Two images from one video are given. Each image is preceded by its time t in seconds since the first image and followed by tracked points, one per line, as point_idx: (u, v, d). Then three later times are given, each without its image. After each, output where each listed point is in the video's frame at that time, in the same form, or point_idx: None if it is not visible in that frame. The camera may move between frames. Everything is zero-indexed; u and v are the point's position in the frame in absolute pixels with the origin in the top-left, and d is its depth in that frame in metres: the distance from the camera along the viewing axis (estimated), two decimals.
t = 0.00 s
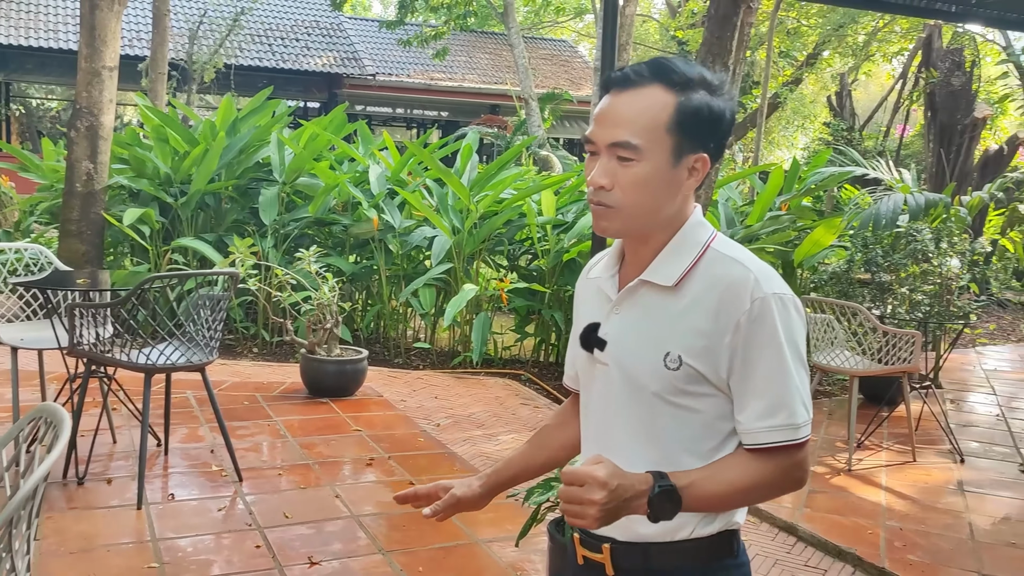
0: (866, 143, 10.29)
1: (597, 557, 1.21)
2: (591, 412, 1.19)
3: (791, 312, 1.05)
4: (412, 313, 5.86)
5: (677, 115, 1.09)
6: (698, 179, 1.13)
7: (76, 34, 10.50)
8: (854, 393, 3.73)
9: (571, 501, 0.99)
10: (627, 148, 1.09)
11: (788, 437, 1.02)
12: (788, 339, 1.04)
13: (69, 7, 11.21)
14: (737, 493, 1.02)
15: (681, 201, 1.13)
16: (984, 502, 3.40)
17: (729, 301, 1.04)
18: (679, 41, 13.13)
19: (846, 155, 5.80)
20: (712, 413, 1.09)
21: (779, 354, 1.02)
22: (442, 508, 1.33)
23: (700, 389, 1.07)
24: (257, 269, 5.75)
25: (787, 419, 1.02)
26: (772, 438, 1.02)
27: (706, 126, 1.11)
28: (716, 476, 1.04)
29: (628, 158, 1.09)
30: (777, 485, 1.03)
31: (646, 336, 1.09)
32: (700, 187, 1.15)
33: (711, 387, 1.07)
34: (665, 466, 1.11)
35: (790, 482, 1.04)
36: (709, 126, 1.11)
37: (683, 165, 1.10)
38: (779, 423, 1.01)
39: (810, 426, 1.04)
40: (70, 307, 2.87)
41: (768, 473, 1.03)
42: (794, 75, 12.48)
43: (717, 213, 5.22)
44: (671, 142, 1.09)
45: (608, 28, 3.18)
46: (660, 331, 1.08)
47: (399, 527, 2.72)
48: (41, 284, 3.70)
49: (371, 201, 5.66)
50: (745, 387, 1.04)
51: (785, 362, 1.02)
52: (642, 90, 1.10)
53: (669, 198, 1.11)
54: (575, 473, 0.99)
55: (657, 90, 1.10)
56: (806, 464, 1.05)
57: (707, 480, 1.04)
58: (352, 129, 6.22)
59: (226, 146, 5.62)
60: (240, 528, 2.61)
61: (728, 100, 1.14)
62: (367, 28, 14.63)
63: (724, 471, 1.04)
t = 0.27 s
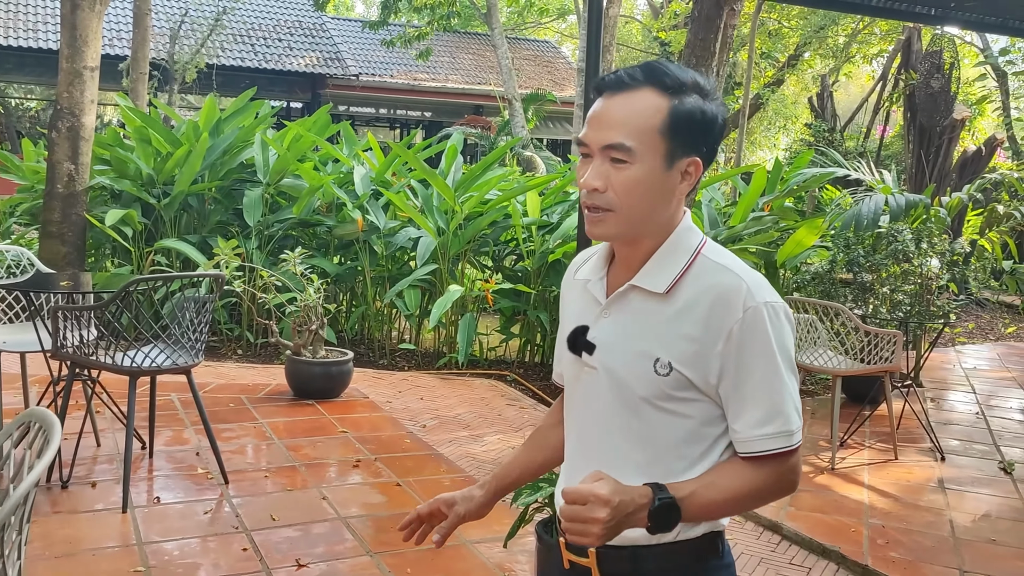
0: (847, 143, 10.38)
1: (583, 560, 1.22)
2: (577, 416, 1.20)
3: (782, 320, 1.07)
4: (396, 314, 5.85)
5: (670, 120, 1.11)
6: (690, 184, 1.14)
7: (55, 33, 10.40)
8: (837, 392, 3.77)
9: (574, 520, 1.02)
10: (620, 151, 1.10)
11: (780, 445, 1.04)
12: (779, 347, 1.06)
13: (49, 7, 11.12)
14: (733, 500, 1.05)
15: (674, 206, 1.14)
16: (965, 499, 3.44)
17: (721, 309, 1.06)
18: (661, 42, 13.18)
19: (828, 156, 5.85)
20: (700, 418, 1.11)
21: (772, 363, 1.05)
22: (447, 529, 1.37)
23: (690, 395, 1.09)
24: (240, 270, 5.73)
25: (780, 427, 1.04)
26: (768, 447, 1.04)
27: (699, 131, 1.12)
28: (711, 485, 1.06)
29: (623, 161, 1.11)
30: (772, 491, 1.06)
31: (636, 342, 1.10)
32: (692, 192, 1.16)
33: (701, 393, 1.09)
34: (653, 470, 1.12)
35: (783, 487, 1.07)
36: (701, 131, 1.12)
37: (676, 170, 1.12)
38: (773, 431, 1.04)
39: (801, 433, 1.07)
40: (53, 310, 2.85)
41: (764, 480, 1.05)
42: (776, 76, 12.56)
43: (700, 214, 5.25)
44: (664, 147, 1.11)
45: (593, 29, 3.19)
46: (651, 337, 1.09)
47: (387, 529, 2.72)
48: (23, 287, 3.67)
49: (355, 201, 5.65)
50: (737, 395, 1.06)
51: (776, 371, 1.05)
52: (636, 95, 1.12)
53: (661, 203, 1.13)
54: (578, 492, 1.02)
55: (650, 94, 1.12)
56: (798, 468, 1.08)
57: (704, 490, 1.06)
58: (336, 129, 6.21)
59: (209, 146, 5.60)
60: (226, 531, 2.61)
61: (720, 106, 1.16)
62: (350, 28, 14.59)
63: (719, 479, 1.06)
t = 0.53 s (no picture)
0: (833, 144, 10.44)
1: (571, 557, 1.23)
2: (572, 414, 1.20)
3: (780, 326, 1.08)
4: (385, 314, 5.85)
5: (668, 121, 1.11)
6: (689, 184, 1.15)
7: (40, 33, 10.34)
8: (824, 392, 3.79)
9: (570, 520, 1.02)
10: (619, 153, 1.11)
11: (775, 451, 1.05)
12: (777, 353, 1.07)
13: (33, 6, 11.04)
14: (726, 505, 1.06)
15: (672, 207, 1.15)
16: (951, 497, 3.47)
17: (720, 313, 1.07)
18: (648, 42, 13.22)
19: (815, 156, 5.89)
20: (695, 421, 1.12)
21: (770, 367, 1.06)
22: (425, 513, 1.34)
23: (687, 397, 1.10)
24: (228, 270, 5.71)
25: (776, 434, 1.05)
26: (764, 453, 1.05)
27: (697, 131, 1.13)
28: (706, 489, 1.07)
29: (621, 164, 1.11)
30: (765, 496, 1.07)
31: (635, 342, 1.11)
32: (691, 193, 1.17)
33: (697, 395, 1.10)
34: (648, 470, 1.13)
35: (776, 492, 1.08)
36: (700, 132, 1.13)
37: (675, 172, 1.13)
38: (768, 438, 1.05)
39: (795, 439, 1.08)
40: (41, 310, 2.83)
41: (758, 485, 1.06)
42: (763, 77, 12.62)
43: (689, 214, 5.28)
44: (662, 149, 1.11)
45: (582, 30, 3.20)
46: (650, 338, 1.10)
47: (377, 530, 2.72)
48: (9, 287, 3.64)
49: (344, 202, 5.64)
50: (735, 398, 1.07)
51: (774, 377, 1.06)
52: (634, 97, 1.12)
53: (660, 204, 1.14)
54: (575, 491, 1.02)
55: (647, 96, 1.12)
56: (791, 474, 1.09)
57: (699, 494, 1.07)
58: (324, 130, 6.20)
59: (196, 146, 5.57)
60: (216, 532, 2.60)
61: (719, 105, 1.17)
62: (338, 29, 14.56)
63: (714, 483, 1.07)
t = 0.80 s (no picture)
0: (824, 144, 10.48)
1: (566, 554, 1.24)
2: (575, 414, 1.22)
3: (779, 329, 1.07)
4: (377, 315, 5.84)
5: (632, 131, 1.11)
6: (670, 188, 1.14)
7: (29, 32, 10.27)
8: (816, 392, 3.81)
9: (564, 524, 1.02)
10: (590, 172, 1.12)
11: (775, 455, 1.05)
12: (777, 356, 1.07)
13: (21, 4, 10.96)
14: (724, 511, 1.05)
15: (660, 212, 1.15)
16: (943, 496, 3.49)
17: (718, 316, 1.07)
18: (640, 43, 13.24)
19: (806, 156, 5.91)
20: (695, 424, 1.12)
21: (768, 372, 1.05)
22: (403, 463, 1.37)
23: (684, 400, 1.10)
24: (220, 271, 5.69)
25: (775, 438, 1.05)
26: (763, 457, 1.05)
27: (666, 135, 1.12)
28: (703, 494, 1.07)
29: (592, 182, 1.12)
30: (766, 501, 1.07)
31: (632, 345, 1.12)
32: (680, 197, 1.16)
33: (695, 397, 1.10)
34: (649, 473, 1.13)
35: (777, 499, 1.07)
36: (669, 135, 1.12)
37: (648, 177, 1.12)
38: (768, 442, 1.05)
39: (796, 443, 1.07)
40: (33, 312, 2.82)
41: (758, 490, 1.06)
42: (753, 77, 12.66)
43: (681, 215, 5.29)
44: (632, 158, 1.11)
45: (575, 31, 3.20)
46: (648, 342, 1.11)
47: (372, 531, 2.71)
48: None
49: (336, 202, 5.63)
50: (733, 403, 1.07)
51: (773, 380, 1.05)
52: (600, 113, 1.14)
53: (644, 214, 1.14)
54: (569, 495, 1.02)
55: (609, 112, 1.13)
56: (792, 480, 1.08)
57: (696, 499, 1.07)
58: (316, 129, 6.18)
59: (187, 147, 5.55)
60: (210, 534, 2.59)
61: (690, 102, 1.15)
62: (328, 28, 14.53)
63: (712, 488, 1.07)
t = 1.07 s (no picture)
0: (817, 144, 10.51)
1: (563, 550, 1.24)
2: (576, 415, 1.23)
3: (763, 324, 1.06)
4: (371, 315, 5.84)
5: (591, 141, 1.13)
6: (639, 192, 1.14)
7: (21, 32, 10.23)
8: (810, 391, 3.82)
9: (540, 519, 1.02)
10: (555, 188, 1.15)
11: (761, 451, 1.03)
12: (760, 351, 1.05)
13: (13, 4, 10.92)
14: (709, 507, 1.04)
15: (637, 213, 1.15)
16: (936, 495, 3.51)
17: (700, 313, 1.07)
18: (633, 43, 13.25)
19: (799, 156, 5.92)
20: (686, 421, 1.12)
21: (750, 367, 1.04)
22: (413, 376, 1.46)
23: (673, 398, 1.11)
24: (213, 271, 5.68)
25: (759, 434, 1.03)
26: (747, 453, 1.03)
27: (625, 141, 1.13)
28: (686, 491, 1.05)
29: (560, 197, 1.15)
30: (755, 498, 1.05)
31: (619, 345, 1.13)
32: (656, 197, 1.15)
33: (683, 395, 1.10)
34: (644, 471, 1.13)
35: (766, 496, 1.05)
36: (628, 140, 1.12)
37: (613, 183, 1.13)
38: (752, 437, 1.03)
39: (785, 438, 1.05)
40: (26, 312, 2.80)
41: (744, 486, 1.04)
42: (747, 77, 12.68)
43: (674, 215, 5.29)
44: (594, 167, 1.13)
45: (569, 30, 3.19)
46: (634, 342, 1.12)
47: (366, 531, 2.71)
48: None
49: (329, 202, 5.62)
50: (717, 400, 1.06)
51: (756, 375, 1.04)
52: (563, 128, 1.16)
53: (617, 219, 1.14)
54: (545, 491, 1.02)
55: (572, 126, 1.16)
56: (782, 478, 1.06)
57: (680, 495, 1.05)
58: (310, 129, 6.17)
59: (181, 147, 5.54)
60: (205, 535, 2.59)
61: (649, 104, 1.14)
62: (322, 28, 14.51)
63: (697, 485, 1.05)
